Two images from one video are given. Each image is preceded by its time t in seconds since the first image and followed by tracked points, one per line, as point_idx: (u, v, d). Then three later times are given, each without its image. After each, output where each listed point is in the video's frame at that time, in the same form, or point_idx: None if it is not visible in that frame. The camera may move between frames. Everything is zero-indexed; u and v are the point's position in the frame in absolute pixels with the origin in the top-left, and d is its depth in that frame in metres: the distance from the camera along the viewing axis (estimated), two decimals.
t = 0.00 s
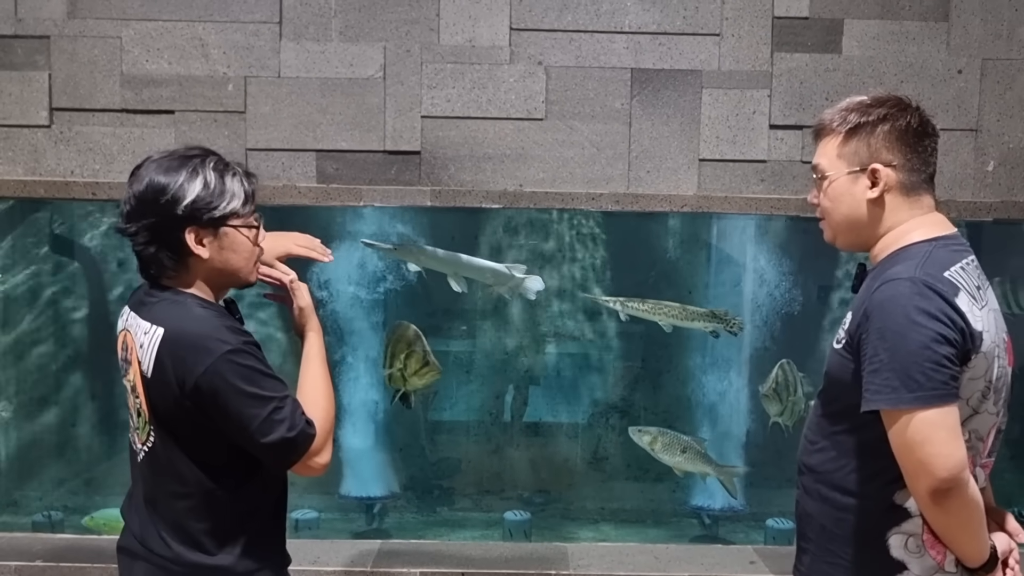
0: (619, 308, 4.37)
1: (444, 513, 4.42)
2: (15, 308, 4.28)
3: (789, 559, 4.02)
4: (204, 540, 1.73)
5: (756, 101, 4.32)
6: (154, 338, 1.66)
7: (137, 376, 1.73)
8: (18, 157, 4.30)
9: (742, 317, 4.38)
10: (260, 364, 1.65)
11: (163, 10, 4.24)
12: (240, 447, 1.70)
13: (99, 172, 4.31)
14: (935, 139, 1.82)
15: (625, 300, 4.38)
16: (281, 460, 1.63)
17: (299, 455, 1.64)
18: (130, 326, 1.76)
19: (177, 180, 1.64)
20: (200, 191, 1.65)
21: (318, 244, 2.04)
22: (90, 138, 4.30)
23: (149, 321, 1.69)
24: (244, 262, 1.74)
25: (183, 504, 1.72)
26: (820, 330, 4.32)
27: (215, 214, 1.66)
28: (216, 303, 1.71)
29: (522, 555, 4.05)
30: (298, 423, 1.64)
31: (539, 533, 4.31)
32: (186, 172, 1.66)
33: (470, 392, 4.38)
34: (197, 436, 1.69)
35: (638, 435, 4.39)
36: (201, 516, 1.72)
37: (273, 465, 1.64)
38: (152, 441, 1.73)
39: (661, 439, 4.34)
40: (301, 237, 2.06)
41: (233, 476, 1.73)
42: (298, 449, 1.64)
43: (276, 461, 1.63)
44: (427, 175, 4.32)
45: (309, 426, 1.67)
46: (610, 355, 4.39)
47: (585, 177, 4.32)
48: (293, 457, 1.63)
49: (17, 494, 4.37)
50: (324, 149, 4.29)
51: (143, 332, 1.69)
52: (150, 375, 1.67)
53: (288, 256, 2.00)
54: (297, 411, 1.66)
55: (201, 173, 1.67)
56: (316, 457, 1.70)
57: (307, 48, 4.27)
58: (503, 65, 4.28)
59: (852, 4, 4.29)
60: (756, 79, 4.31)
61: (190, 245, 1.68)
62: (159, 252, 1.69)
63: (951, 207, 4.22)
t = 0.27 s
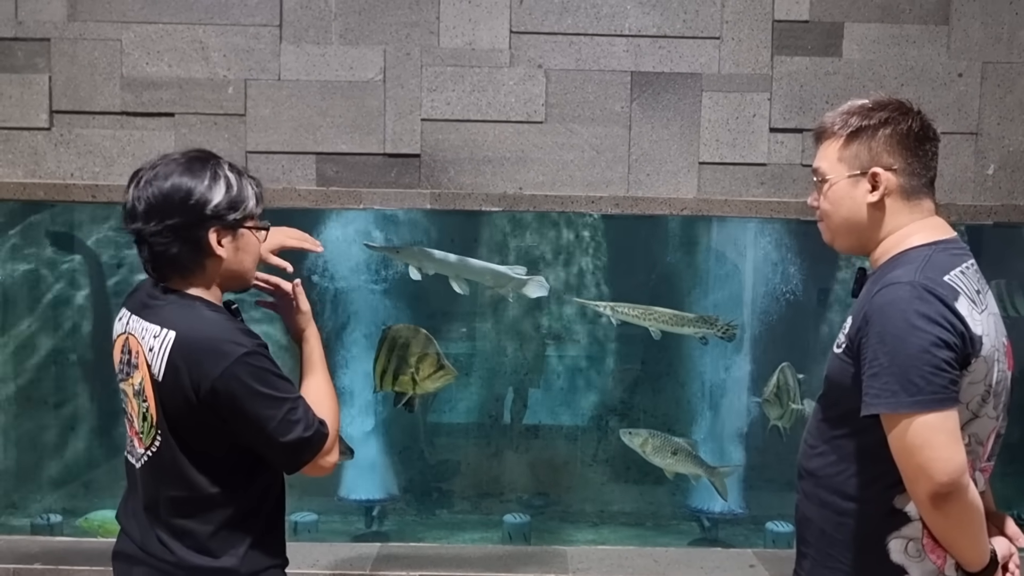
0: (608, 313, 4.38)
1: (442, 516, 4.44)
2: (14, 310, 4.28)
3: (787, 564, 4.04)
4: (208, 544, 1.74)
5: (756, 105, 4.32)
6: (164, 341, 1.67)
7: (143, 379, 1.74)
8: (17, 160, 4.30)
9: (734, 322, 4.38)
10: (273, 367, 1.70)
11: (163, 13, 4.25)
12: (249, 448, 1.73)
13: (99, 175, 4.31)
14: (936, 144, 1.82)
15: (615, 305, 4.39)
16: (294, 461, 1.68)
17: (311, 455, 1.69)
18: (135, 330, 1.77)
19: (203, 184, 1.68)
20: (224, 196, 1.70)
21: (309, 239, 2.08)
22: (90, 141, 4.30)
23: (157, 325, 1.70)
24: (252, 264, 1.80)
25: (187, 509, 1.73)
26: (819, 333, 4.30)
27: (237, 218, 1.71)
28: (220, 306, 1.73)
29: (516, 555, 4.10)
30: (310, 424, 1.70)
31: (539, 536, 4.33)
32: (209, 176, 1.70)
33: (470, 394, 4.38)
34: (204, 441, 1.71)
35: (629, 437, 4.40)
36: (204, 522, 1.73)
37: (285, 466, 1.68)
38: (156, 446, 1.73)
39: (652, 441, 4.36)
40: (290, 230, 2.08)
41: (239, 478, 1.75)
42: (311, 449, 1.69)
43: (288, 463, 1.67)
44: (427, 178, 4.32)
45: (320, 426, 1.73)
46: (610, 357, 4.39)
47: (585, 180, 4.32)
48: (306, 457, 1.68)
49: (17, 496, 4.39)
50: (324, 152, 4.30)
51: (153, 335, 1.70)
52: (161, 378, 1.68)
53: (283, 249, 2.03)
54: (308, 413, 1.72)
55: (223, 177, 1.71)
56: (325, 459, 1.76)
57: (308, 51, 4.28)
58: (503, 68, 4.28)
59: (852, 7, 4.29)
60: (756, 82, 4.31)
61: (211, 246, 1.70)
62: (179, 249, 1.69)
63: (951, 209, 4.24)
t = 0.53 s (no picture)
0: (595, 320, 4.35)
1: (442, 521, 4.44)
2: (12, 319, 4.28)
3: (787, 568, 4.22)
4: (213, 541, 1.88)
5: (753, 109, 4.31)
6: (169, 351, 1.81)
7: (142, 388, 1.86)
8: (14, 168, 4.30)
9: (722, 331, 4.37)
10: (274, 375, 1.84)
11: (159, 21, 4.25)
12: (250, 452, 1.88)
13: (95, 183, 4.31)
14: (932, 148, 1.85)
15: (601, 313, 4.35)
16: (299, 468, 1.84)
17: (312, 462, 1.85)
18: (133, 338, 1.89)
19: (228, 196, 1.88)
20: (241, 207, 1.90)
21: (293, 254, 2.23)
22: (86, 149, 4.30)
23: (161, 335, 1.83)
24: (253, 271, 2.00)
25: (191, 513, 1.87)
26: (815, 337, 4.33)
27: (250, 225, 1.91)
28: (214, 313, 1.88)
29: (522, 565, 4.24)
30: (311, 431, 1.86)
31: (539, 540, 4.45)
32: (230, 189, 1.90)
33: (469, 399, 4.38)
34: (208, 448, 1.85)
35: (618, 441, 4.41)
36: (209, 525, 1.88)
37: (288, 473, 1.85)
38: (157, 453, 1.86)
39: (641, 444, 4.41)
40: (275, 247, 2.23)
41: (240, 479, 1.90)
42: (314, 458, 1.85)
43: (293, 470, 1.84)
44: (423, 184, 4.32)
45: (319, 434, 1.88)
46: (609, 361, 4.38)
47: (581, 185, 4.32)
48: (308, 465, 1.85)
49: (17, 505, 4.39)
50: (320, 159, 4.30)
51: (155, 344, 1.84)
52: (165, 387, 1.81)
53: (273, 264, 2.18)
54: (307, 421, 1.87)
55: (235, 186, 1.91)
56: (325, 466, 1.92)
57: (303, 58, 4.28)
58: (499, 74, 4.28)
59: (848, 11, 4.29)
60: (752, 86, 4.31)
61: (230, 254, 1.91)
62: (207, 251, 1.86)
63: (949, 212, 4.25)
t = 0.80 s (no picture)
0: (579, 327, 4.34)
1: (441, 527, 4.43)
2: (6, 330, 4.27)
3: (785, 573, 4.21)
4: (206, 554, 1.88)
5: (746, 112, 4.31)
6: (162, 361, 1.80)
7: (134, 401, 1.85)
8: (6, 180, 4.29)
9: (705, 339, 4.37)
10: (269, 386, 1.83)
11: (149, 31, 4.25)
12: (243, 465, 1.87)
13: (87, 194, 4.30)
14: (928, 151, 1.84)
15: (588, 321, 4.33)
16: (291, 481, 1.82)
17: (305, 474, 1.84)
18: (126, 351, 1.88)
19: (227, 206, 1.90)
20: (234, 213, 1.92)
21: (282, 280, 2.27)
22: (78, 160, 4.29)
23: (154, 345, 1.82)
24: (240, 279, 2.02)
25: (185, 526, 1.86)
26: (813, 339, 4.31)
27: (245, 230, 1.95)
28: (199, 324, 1.86)
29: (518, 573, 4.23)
30: (304, 443, 1.84)
31: (538, 547, 4.44)
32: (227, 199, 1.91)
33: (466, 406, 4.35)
34: (202, 459, 1.84)
35: (608, 446, 4.40)
36: (204, 537, 1.87)
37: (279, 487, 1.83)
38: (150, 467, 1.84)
39: (631, 449, 4.41)
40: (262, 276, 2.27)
41: (232, 492, 1.90)
42: (305, 470, 1.83)
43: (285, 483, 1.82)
44: (416, 191, 4.31)
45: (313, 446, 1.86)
46: (605, 366, 4.37)
47: (575, 191, 4.31)
48: (300, 478, 1.83)
49: (14, 517, 4.38)
50: (312, 167, 4.29)
51: (149, 355, 1.82)
52: (159, 399, 1.80)
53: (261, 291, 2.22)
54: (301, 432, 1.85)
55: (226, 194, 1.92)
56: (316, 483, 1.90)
57: (294, 66, 4.27)
58: (490, 80, 4.28)
59: (839, 13, 4.28)
60: (744, 90, 4.30)
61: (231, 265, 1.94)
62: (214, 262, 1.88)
63: (942, 215, 4.22)
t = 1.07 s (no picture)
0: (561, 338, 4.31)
1: (445, 537, 4.41)
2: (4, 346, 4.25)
3: None
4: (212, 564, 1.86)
5: (742, 115, 4.30)
6: (171, 364, 1.80)
7: (139, 407, 1.83)
8: (3, 196, 4.29)
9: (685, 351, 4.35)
10: (273, 394, 1.81)
11: (144, 44, 4.25)
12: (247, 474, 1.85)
13: (85, 209, 4.30)
14: (934, 154, 1.82)
15: (567, 331, 4.32)
16: (278, 492, 1.76)
17: (296, 488, 1.78)
18: (131, 359, 1.86)
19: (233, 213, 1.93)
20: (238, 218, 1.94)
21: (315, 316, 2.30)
22: (75, 174, 4.29)
23: (162, 349, 1.82)
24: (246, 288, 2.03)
25: (183, 533, 1.85)
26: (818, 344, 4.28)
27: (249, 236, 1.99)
28: (207, 330, 1.86)
29: None
30: (300, 456, 1.80)
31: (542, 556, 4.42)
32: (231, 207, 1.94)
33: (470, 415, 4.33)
34: (203, 465, 1.82)
35: (594, 454, 4.36)
36: (200, 545, 1.85)
37: (267, 499, 1.77)
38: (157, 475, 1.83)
39: (616, 455, 4.36)
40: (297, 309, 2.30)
41: (237, 503, 1.88)
42: (295, 482, 1.77)
43: (272, 494, 1.76)
44: (413, 201, 4.30)
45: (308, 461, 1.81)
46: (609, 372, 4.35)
47: (572, 197, 4.29)
48: (289, 492, 1.77)
49: (15, 533, 4.36)
50: (310, 178, 4.29)
51: (157, 359, 1.82)
52: (167, 401, 1.79)
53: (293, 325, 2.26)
54: (300, 446, 1.81)
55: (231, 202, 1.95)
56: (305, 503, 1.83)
57: (290, 77, 4.27)
58: (486, 88, 4.27)
59: (834, 14, 4.27)
60: (740, 93, 4.29)
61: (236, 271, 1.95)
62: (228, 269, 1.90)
63: (943, 215, 4.21)
